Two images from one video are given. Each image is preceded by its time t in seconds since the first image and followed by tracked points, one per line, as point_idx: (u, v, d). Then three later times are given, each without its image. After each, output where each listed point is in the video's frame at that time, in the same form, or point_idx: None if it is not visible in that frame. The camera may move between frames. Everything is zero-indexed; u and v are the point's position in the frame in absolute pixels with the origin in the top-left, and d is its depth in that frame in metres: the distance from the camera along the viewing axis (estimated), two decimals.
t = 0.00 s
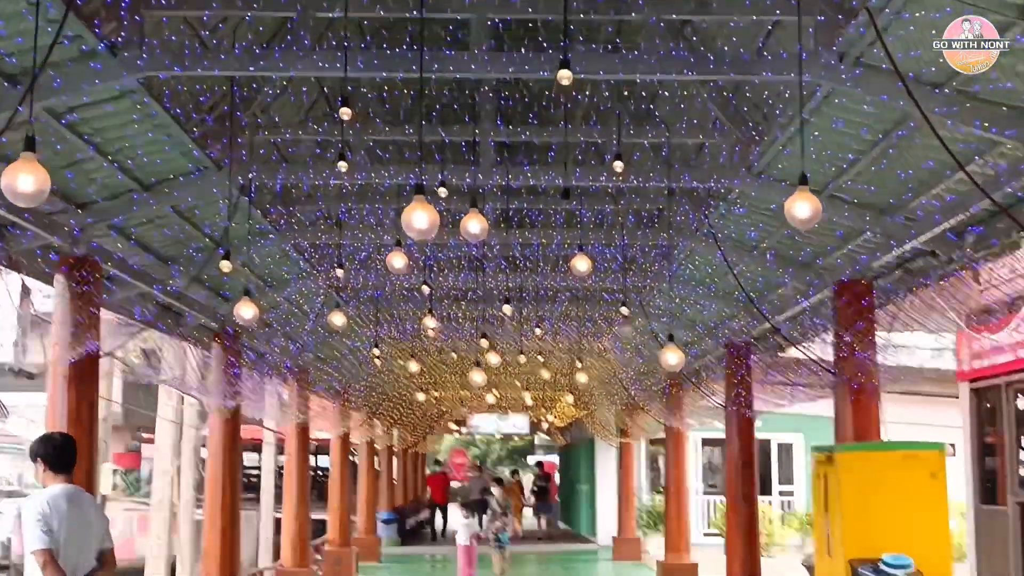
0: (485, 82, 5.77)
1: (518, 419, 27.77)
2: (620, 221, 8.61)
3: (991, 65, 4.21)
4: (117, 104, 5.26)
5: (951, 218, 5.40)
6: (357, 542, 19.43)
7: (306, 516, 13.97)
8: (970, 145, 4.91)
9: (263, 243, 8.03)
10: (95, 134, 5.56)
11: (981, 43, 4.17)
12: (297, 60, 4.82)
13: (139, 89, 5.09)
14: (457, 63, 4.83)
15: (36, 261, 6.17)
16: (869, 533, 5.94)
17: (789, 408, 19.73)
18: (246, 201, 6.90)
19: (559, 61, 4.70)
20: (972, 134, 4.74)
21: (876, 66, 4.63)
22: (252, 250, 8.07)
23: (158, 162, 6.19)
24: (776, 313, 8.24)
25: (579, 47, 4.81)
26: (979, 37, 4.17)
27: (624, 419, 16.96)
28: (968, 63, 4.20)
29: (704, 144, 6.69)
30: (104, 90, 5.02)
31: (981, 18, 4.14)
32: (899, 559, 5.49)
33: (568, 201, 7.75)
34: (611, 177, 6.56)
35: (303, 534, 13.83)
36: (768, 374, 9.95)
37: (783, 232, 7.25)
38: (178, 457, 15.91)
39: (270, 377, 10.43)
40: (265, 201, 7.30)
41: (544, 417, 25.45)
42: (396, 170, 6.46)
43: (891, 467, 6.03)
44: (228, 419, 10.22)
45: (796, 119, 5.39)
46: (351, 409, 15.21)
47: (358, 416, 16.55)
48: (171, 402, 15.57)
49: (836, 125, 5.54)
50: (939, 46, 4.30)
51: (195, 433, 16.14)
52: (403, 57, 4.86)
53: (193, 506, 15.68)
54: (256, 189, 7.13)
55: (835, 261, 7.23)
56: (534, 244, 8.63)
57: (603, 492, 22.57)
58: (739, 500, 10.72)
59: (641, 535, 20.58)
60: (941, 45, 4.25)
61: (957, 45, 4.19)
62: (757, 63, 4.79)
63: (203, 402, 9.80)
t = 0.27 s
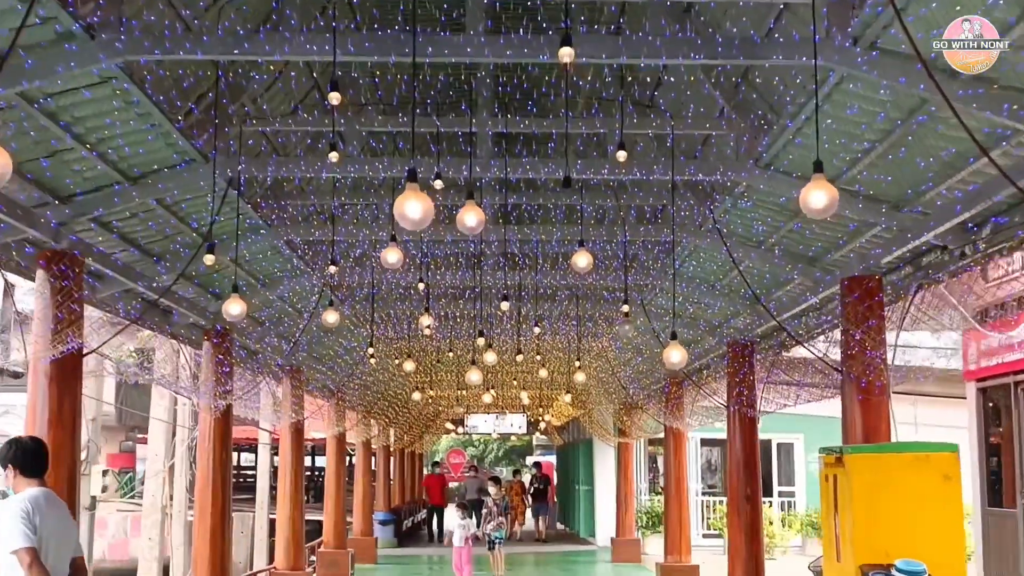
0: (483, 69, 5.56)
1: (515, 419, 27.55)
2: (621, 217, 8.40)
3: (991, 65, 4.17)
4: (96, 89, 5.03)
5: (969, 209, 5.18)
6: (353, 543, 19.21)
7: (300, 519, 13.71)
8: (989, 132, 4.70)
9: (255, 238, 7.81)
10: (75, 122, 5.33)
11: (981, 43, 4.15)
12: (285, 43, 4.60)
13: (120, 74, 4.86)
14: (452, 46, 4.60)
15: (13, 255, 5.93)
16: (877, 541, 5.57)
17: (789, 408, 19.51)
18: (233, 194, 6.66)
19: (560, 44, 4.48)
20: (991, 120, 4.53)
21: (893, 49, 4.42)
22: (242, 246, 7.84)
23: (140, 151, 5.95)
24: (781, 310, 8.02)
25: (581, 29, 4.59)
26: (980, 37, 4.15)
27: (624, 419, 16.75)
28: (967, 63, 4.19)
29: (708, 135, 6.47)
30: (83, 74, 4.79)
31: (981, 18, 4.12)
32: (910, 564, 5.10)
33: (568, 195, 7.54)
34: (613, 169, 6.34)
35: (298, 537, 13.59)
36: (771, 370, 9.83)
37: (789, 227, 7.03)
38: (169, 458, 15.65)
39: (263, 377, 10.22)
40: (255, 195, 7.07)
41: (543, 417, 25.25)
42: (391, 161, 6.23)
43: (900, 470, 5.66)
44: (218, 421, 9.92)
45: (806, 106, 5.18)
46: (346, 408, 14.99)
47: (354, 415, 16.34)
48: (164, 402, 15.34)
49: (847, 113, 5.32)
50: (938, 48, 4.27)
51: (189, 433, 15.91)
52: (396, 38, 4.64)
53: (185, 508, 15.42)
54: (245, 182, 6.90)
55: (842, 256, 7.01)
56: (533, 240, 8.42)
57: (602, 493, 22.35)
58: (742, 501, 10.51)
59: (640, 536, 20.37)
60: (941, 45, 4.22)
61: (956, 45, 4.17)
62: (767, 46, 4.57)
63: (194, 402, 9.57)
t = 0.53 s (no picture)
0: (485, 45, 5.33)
1: (515, 418, 27.33)
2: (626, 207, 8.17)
3: (992, 65, 3.85)
4: (77, 64, 4.80)
5: (997, 189, 4.93)
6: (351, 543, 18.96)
7: (296, 517, 13.47)
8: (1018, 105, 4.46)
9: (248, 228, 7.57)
10: (55, 99, 5.10)
11: (981, 44, 3.86)
12: (274, 15, 4.34)
13: (101, 47, 4.63)
14: (451, 16, 4.37)
15: None
16: (897, 540, 5.30)
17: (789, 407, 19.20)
18: (224, 179, 6.43)
19: (566, 14, 4.24)
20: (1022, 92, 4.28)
21: (918, 19, 4.18)
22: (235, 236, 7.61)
23: (125, 134, 5.71)
24: (790, 302, 7.80)
25: None
26: (980, 37, 3.87)
27: (625, 417, 16.52)
28: (966, 63, 3.88)
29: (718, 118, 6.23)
30: (63, 47, 4.56)
31: (981, 18, 3.87)
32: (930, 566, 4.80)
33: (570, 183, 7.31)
34: (618, 154, 6.10)
35: (294, 536, 13.34)
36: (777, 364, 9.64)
37: (801, 215, 6.80)
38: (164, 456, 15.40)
39: (258, 371, 9.97)
40: (248, 181, 6.84)
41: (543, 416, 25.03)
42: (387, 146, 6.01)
43: (916, 465, 5.38)
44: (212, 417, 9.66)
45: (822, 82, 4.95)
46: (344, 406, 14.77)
47: (352, 413, 16.11)
48: (159, 399, 15.10)
49: (865, 91, 5.08)
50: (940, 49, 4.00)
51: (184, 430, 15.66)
52: (394, 8, 4.39)
53: (180, 506, 15.17)
54: (237, 168, 6.67)
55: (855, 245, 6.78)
56: (535, 229, 8.18)
57: (603, 492, 22.10)
58: (748, 500, 10.26)
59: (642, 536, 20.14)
60: (941, 46, 3.95)
61: (956, 45, 3.89)
62: (784, 17, 4.33)
63: (187, 397, 9.32)
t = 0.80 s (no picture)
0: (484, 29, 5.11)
1: (515, 419, 27.10)
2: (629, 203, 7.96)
3: (992, 64, 3.91)
4: (56, 48, 4.56)
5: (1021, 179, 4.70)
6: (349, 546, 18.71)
7: (291, 521, 13.22)
8: None
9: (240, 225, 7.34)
10: (33, 87, 4.86)
11: (981, 43, 3.87)
12: None
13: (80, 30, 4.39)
14: None
15: None
16: (915, 550, 4.89)
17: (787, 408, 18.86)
18: (214, 172, 6.19)
19: None
20: None
21: None
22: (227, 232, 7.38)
23: (110, 124, 5.47)
24: (800, 300, 7.55)
25: None
26: (980, 38, 3.86)
27: (626, 418, 16.29)
28: (967, 63, 3.92)
29: (726, 109, 6.00)
30: (39, 30, 4.33)
31: (981, 17, 3.82)
32: None
33: (572, 178, 7.08)
34: (623, 145, 5.87)
35: (289, 540, 13.11)
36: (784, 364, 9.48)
37: (811, 210, 6.58)
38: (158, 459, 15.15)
39: (252, 372, 9.74)
40: (240, 175, 6.61)
41: (543, 417, 24.80)
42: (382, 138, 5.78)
43: (934, 468, 4.93)
44: (203, 418, 9.38)
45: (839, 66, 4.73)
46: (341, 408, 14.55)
47: (349, 414, 15.88)
48: (153, 400, 14.86)
49: (882, 77, 4.86)
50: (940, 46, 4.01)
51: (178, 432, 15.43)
52: None
53: (174, 510, 14.93)
54: (227, 161, 6.44)
55: (868, 241, 6.56)
56: (536, 226, 7.96)
57: (603, 494, 21.86)
58: (753, 503, 10.02)
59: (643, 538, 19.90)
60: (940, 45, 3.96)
61: (956, 46, 3.87)
62: None
63: (178, 399, 9.08)
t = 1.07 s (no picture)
0: None
1: (514, 417, 26.84)
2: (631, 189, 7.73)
3: (991, 64, 4.28)
4: (28, 17, 4.31)
5: None
6: (346, 546, 18.46)
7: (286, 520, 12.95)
8: None
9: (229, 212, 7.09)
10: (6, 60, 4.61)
11: (980, 43, 4.22)
12: None
13: None
14: None
15: None
16: (930, 546, 4.24)
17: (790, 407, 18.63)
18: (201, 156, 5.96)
19: None
20: None
21: None
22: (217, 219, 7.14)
23: (92, 103, 5.24)
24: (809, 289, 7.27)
25: None
26: (980, 37, 4.19)
27: (626, 415, 16.05)
28: (967, 61, 4.29)
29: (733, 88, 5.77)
30: None
31: (981, 20, 4.11)
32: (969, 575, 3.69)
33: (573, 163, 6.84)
34: (626, 125, 5.64)
35: (284, 539, 12.86)
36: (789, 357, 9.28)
37: (821, 195, 6.35)
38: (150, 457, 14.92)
39: (244, 366, 9.49)
40: (227, 159, 6.36)
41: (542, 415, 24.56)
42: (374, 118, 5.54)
43: (951, 459, 4.27)
44: (193, 414, 9.14)
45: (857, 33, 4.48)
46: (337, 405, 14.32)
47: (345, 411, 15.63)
48: (145, 397, 14.60)
49: (902, 48, 4.61)
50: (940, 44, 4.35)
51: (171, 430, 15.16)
52: None
53: (166, 509, 14.66)
54: (215, 143, 6.19)
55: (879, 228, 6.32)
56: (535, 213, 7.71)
57: (603, 493, 21.60)
58: (758, 501, 9.77)
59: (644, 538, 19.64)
60: (941, 43, 4.32)
61: (957, 45, 4.26)
62: None
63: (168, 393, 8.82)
